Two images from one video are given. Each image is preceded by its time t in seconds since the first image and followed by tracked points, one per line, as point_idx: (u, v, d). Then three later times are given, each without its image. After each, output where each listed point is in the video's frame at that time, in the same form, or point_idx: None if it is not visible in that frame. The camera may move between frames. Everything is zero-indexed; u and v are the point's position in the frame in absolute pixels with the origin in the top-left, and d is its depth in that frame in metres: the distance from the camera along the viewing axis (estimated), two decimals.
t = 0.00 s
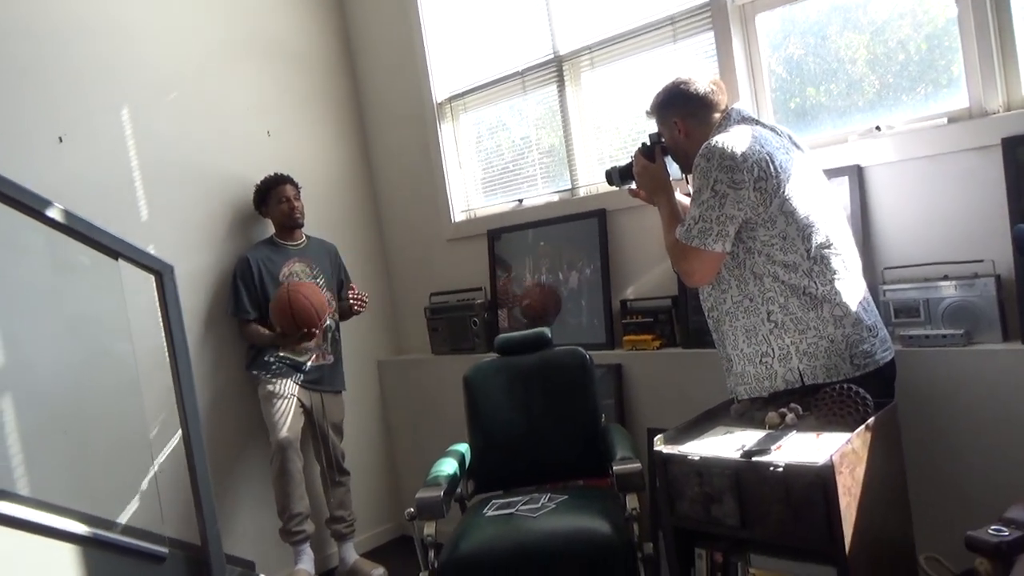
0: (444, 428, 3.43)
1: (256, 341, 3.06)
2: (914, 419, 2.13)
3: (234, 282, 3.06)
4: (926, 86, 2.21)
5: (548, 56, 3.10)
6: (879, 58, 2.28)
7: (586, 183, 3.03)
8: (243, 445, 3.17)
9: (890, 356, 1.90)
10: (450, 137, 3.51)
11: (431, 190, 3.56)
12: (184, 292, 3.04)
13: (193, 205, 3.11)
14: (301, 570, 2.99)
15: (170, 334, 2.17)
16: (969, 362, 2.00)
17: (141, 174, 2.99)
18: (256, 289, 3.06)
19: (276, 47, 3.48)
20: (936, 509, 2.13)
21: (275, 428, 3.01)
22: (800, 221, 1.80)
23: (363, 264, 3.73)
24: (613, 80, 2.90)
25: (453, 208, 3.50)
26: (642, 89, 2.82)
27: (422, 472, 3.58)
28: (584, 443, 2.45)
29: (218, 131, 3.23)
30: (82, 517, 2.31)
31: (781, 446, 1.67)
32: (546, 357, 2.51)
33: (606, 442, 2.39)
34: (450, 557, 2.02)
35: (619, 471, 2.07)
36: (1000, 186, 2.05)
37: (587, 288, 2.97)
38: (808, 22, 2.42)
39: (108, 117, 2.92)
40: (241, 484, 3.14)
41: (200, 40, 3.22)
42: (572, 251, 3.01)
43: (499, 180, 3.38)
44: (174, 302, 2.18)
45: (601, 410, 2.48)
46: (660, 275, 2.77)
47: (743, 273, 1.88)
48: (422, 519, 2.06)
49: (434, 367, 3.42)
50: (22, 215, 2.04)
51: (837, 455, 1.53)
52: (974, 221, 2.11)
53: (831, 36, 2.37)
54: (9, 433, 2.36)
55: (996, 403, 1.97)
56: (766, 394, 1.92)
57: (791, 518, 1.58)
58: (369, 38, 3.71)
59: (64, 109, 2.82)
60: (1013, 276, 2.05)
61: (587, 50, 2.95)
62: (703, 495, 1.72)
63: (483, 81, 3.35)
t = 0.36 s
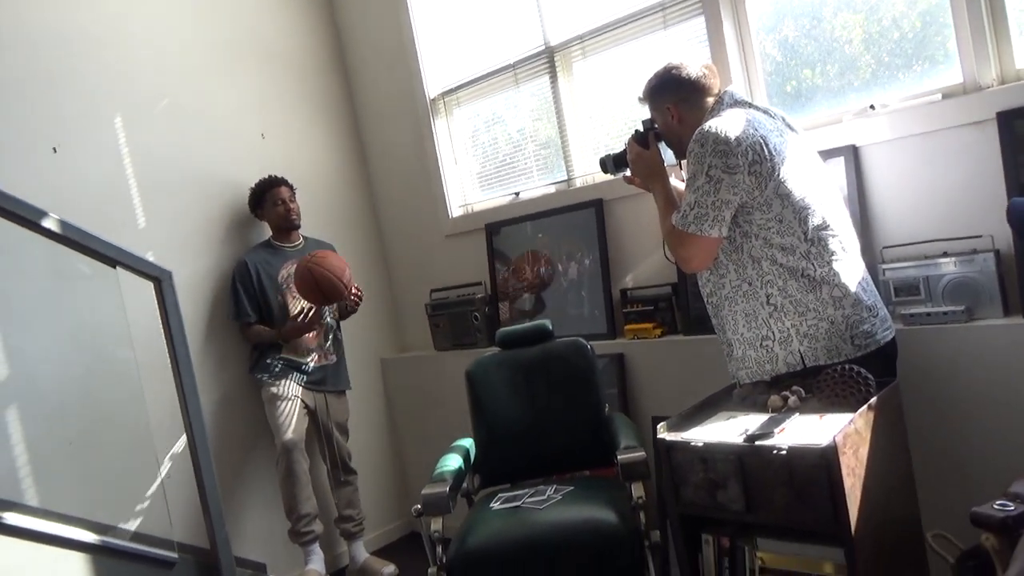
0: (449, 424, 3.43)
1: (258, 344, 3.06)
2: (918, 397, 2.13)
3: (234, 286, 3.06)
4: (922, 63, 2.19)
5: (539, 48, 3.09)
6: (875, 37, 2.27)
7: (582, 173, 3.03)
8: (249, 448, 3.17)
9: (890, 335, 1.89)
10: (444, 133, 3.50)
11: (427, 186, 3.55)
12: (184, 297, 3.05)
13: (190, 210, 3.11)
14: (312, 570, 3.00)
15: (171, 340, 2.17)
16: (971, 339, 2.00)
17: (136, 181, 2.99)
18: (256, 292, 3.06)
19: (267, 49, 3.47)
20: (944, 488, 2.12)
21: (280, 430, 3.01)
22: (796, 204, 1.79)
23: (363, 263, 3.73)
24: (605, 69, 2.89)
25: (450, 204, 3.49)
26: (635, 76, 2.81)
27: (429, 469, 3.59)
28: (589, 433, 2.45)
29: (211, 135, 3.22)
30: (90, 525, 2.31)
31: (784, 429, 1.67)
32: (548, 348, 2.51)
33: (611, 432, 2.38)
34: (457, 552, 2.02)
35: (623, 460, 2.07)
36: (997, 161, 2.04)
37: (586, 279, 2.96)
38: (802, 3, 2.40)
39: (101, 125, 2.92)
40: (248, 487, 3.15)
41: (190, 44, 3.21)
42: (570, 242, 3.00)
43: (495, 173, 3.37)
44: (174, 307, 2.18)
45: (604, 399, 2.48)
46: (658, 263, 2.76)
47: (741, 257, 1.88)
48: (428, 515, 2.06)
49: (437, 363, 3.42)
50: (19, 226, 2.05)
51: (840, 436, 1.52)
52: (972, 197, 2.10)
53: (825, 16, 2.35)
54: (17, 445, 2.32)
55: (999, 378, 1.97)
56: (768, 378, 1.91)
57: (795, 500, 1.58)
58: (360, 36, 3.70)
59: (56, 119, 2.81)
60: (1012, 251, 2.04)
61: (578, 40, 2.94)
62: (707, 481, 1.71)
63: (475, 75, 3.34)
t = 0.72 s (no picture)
0: (451, 421, 3.44)
1: (259, 344, 3.07)
2: (916, 387, 2.13)
3: (234, 287, 3.07)
4: (921, 51, 2.19)
5: (534, 44, 3.08)
6: (873, 26, 2.26)
7: (579, 169, 3.02)
8: (251, 448, 3.18)
9: (888, 326, 1.89)
10: (441, 130, 3.50)
11: (425, 184, 3.55)
12: (184, 299, 3.05)
13: (188, 212, 3.12)
14: (315, 569, 3.01)
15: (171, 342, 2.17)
16: (970, 328, 1.99)
17: (134, 184, 2.99)
18: (256, 293, 3.06)
19: (262, 49, 3.47)
20: (943, 477, 2.12)
21: (282, 429, 3.02)
22: (791, 196, 1.79)
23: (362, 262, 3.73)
24: (601, 64, 2.89)
25: (448, 202, 3.49)
26: (631, 71, 2.80)
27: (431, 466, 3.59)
28: (589, 428, 2.45)
29: (208, 136, 3.23)
30: (93, 526, 2.31)
31: (782, 422, 1.67)
32: (547, 344, 2.51)
33: (611, 427, 2.39)
34: (459, 549, 2.03)
35: (623, 455, 2.07)
36: (994, 149, 2.04)
37: (584, 274, 2.96)
38: None
39: (98, 129, 2.92)
40: (251, 487, 3.16)
41: (185, 46, 3.21)
42: (568, 237, 3.00)
43: (492, 170, 3.37)
44: (173, 309, 2.18)
45: (604, 394, 2.48)
46: (657, 258, 2.76)
47: (738, 250, 1.88)
48: (430, 512, 2.07)
49: (438, 361, 3.43)
50: (17, 231, 2.04)
51: (838, 427, 1.53)
52: (969, 186, 2.09)
53: (823, 6, 2.35)
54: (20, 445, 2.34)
55: (997, 367, 1.97)
56: (766, 370, 1.91)
57: (795, 492, 1.58)
58: (356, 35, 3.69)
59: (53, 123, 2.82)
60: (1010, 239, 2.04)
61: (572, 36, 2.94)
62: (707, 475, 1.72)
63: (471, 72, 3.33)
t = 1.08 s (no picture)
0: (445, 418, 3.44)
1: (256, 335, 3.07)
2: (910, 401, 2.13)
3: (233, 276, 3.07)
4: (928, 64, 2.19)
5: (542, 44, 3.09)
6: (880, 38, 2.27)
7: (582, 171, 3.03)
8: (245, 438, 3.19)
9: (884, 339, 1.90)
10: (445, 127, 3.50)
11: (427, 181, 3.55)
12: (184, 287, 3.06)
13: (190, 200, 3.12)
14: (305, 561, 3.01)
15: (168, 330, 2.17)
16: (965, 344, 2.00)
17: (137, 170, 2.99)
18: (255, 283, 3.07)
19: (270, 40, 3.47)
20: (933, 491, 2.13)
21: (277, 421, 3.02)
22: (792, 207, 1.80)
23: (362, 256, 3.73)
24: (607, 67, 2.89)
25: (450, 199, 3.49)
26: (638, 75, 2.80)
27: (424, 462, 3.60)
28: (584, 431, 2.45)
29: (213, 125, 3.23)
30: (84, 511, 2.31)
31: (775, 431, 1.68)
32: (544, 345, 2.51)
33: (605, 431, 2.39)
34: (449, 546, 2.04)
35: (616, 458, 2.08)
36: (996, 166, 2.04)
37: (584, 277, 2.97)
38: (808, 4, 2.40)
39: (103, 114, 2.93)
40: (243, 477, 3.16)
41: (193, 34, 3.21)
42: (568, 239, 3.01)
43: (496, 169, 3.38)
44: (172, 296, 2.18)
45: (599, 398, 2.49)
46: (656, 262, 2.77)
47: (737, 259, 1.88)
48: (421, 509, 2.07)
49: (434, 357, 3.43)
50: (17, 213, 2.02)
51: (831, 438, 1.53)
52: (971, 202, 2.10)
53: (831, 16, 2.35)
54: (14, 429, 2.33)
55: (991, 384, 1.97)
56: (761, 379, 1.92)
57: (786, 502, 1.59)
58: (364, 29, 3.69)
59: (58, 107, 2.82)
60: (1008, 257, 2.04)
61: (580, 38, 2.94)
62: (699, 481, 1.72)
63: (478, 70, 3.34)
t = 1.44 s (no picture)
0: (445, 417, 3.44)
1: (260, 325, 3.07)
2: (912, 423, 2.14)
3: (241, 265, 3.07)
4: (942, 87, 2.20)
5: (560, 49, 3.10)
6: (894, 58, 2.27)
7: (594, 177, 3.03)
8: (245, 427, 3.19)
9: (888, 360, 1.90)
10: (459, 126, 3.51)
11: (439, 179, 3.56)
12: (192, 273, 3.06)
13: (202, 187, 3.13)
14: (298, 553, 3.02)
15: (177, 315, 2.18)
16: (971, 369, 2.01)
17: (151, 155, 3.00)
18: (262, 273, 3.07)
19: (288, 31, 3.48)
20: (932, 514, 2.13)
21: (278, 411, 3.02)
22: (803, 224, 1.80)
23: (370, 251, 3.74)
24: (625, 74, 2.90)
25: (461, 198, 3.50)
26: (656, 84, 2.80)
27: (421, 460, 3.60)
28: (585, 438, 2.46)
29: (228, 114, 3.24)
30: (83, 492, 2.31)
31: (779, 446, 1.69)
32: (548, 349, 2.52)
33: (606, 437, 2.40)
34: (446, 545, 2.04)
35: (617, 466, 2.08)
36: (1009, 193, 2.05)
37: (591, 283, 2.98)
38: (823, 21, 2.41)
39: (120, 97, 2.93)
40: (241, 466, 3.17)
41: (213, 22, 3.22)
42: (578, 244, 3.01)
43: (508, 170, 3.38)
44: (182, 282, 2.19)
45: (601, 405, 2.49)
46: (664, 272, 2.77)
47: (746, 273, 1.89)
48: (420, 506, 2.08)
49: (437, 356, 3.43)
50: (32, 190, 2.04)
51: (834, 457, 1.54)
52: (982, 227, 2.11)
53: (846, 35, 2.36)
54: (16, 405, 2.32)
55: (995, 410, 1.98)
56: (765, 394, 1.93)
57: (787, 518, 1.59)
58: (382, 25, 3.70)
59: (75, 89, 2.82)
60: (1018, 283, 2.05)
61: (599, 44, 2.95)
62: (699, 492, 1.73)
63: (495, 72, 3.35)
